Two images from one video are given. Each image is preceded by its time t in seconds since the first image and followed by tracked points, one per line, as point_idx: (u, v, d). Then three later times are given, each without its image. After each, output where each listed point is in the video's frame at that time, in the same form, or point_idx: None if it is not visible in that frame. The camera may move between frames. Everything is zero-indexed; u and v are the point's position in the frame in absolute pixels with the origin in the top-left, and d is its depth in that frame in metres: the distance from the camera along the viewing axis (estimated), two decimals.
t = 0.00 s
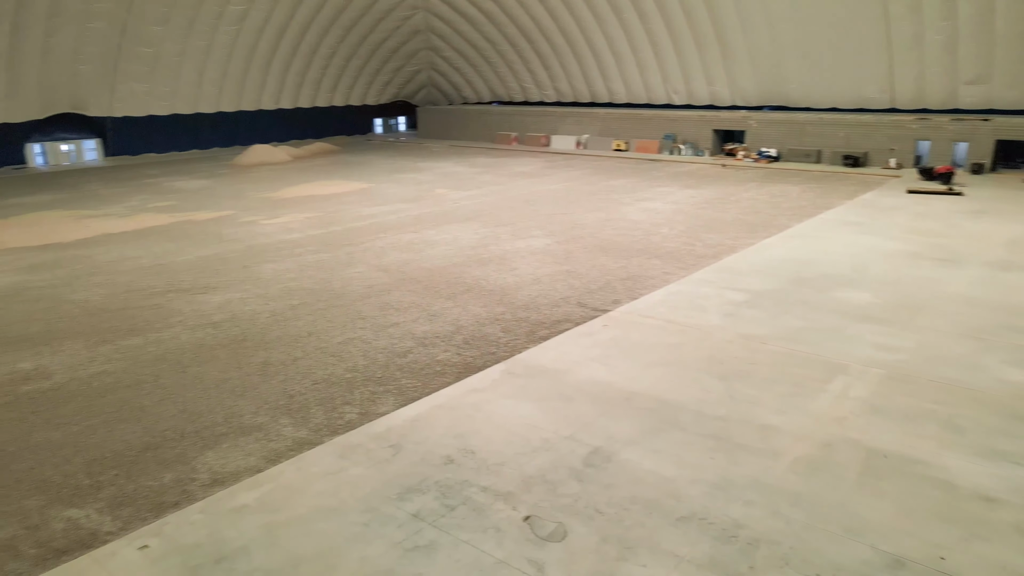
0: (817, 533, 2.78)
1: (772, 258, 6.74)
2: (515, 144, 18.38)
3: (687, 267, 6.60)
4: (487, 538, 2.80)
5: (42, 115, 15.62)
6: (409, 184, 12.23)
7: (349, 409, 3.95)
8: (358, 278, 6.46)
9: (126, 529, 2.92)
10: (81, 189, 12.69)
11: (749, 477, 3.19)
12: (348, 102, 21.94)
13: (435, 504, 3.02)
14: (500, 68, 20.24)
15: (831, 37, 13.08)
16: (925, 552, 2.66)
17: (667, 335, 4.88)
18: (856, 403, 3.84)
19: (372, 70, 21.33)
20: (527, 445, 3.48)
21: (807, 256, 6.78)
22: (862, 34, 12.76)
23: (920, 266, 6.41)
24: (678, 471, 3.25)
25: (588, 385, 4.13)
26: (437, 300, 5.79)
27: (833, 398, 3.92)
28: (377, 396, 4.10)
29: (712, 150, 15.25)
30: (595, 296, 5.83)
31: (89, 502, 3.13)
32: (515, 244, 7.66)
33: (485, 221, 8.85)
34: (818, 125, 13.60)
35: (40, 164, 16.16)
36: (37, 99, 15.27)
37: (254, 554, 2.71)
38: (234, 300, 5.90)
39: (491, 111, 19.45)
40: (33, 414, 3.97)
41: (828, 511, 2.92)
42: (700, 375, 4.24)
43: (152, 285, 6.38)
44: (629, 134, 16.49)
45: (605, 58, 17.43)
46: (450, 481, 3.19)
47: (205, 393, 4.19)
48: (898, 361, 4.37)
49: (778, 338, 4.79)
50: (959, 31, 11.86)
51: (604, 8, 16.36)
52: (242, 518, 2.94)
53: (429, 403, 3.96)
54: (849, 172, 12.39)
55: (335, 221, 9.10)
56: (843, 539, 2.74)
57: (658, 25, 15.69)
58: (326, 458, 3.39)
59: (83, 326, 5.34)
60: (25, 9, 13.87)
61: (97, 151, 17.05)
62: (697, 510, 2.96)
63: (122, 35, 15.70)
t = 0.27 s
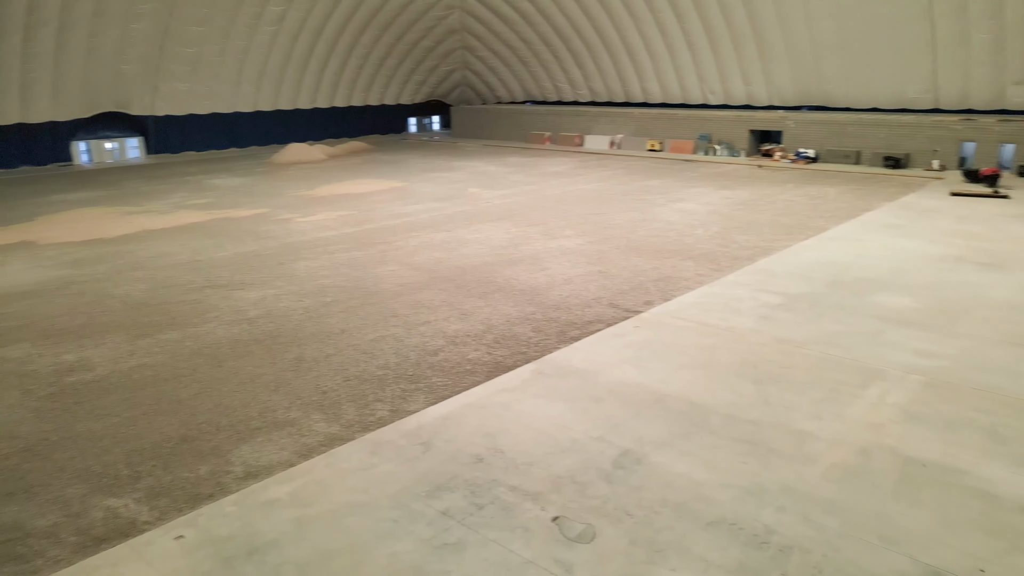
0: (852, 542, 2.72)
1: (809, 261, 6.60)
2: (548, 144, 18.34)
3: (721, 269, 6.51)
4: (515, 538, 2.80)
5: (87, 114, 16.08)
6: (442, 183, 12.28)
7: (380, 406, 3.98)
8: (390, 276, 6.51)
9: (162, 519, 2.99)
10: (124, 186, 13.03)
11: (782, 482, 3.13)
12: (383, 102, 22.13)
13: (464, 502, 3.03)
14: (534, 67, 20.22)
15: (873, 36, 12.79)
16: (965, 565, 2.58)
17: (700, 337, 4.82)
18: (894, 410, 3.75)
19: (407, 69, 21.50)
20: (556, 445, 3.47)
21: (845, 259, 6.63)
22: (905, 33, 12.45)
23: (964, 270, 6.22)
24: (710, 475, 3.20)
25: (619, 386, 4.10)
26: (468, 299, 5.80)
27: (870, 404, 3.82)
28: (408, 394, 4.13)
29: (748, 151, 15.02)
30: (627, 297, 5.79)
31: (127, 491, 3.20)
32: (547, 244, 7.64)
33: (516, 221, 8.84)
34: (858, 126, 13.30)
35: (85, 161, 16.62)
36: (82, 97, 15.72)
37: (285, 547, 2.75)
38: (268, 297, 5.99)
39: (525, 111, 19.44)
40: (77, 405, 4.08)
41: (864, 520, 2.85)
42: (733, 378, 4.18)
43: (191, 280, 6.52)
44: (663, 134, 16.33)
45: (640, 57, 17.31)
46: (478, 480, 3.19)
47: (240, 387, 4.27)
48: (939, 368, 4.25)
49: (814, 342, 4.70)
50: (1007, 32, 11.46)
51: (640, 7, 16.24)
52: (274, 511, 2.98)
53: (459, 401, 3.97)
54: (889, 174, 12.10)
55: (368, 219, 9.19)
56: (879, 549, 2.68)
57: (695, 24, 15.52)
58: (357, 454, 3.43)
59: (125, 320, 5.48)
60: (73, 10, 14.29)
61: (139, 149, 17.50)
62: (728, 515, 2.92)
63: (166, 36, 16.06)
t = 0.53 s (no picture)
0: (888, 552, 2.66)
1: (847, 264, 6.47)
2: (581, 144, 18.28)
3: (756, 271, 6.41)
4: (543, 538, 2.79)
5: (131, 113, 16.49)
6: (475, 182, 12.32)
7: (411, 404, 4.01)
8: (423, 274, 6.55)
9: (197, 510, 3.05)
10: (165, 183, 13.34)
11: (816, 489, 3.07)
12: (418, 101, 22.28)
13: (492, 501, 3.03)
14: (568, 67, 20.17)
15: (917, 34, 12.47)
16: None
17: (733, 340, 4.75)
18: (934, 418, 3.65)
19: (442, 69, 21.61)
20: (586, 446, 3.46)
21: (885, 263, 6.47)
22: (950, 31, 12.11)
23: (1010, 276, 6.02)
24: (742, 480, 3.16)
25: (650, 388, 4.07)
26: (500, 298, 5.81)
27: (910, 411, 3.73)
28: (439, 392, 4.15)
29: (785, 151, 14.78)
30: (660, 298, 5.73)
31: (164, 482, 3.28)
32: (580, 244, 7.61)
33: (549, 221, 8.83)
34: (899, 127, 12.99)
35: (128, 160, 17.04)
36: (126, 96, 16.12)
37: (316, 541, 2.78)
38: (303, 293, 6.07)
39: (559, 110, 19.39)
40: (117, 397, 4.19)
41: (901, 529, 2.78)
42: (767, 382, 4.11)
43: (228, 277, 6.64)
44: (699, 134, 16.15)
45: (676, 56, 17.14)
46: (507, 480, 3.19)
47: (274, 382, 4.33)
48: (982, 376, 4.12)
49: (851, 347, 4.59)
50: None
51: (677, 5, 16.09)
52: (306, 505, 3.02)
53: (489, 400, 3.98)
54: (931, 176, 11.79)
55: (402, 218, 9.26)
56: (916, 560, 2.61)
57: (732, 23, 15.32)
58: (387, 451, 3.45)
59: (163, 315, 5.60)
60: (118, 11, 14.67)
61: (180, 147, 17.88)
62: (761, 520, 2.87)
63: (207, 36, 16.40)
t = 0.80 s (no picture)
0: (926, 563, 2.59)
1: (887, 268, 6.31)
2: (615, 144, 18.18)
3: (791, 274, 6.30)
4: (571, 539, 2.78)
5: (172, 112, 16.88)
6: (508, 182, 12.33)
7: (441, 402, 4.03)
8: (454, 273, 6.58)
9: (231, 502, 3.11)
10: (204, 181, 13.63)
11: (852, 497, 3.00)
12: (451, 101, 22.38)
13: (521, 501, 3.03)
14: (603, 66, 20.07)
15: (962, 32, 12.13)
16: None
17: (767, 344, 4.67)
18: (975, 426, 3.54)
19: (476, 68, 21.68)
20: (616, 447, 3.44)
21: (926, 267, 6.31)
22: (997, 29, 11.74)
23: None
24: (775, 485, 3.10)
25: (682, 391, 4.02)
26: (531, 298, 5.80)
27: (950, 419, 3.62)
28: (469, 391, 4.16)
29: (823, 152, 14.51)
30: (692, 300, 5.67)
31: (200, 474, 3.34)
32: (612, 244, 7.57)
33: (581, 221, 8.80)
34: (942, 127, 12.64)
35: (168, 157, 17.48)
36: (168, 95, 16.50)
37: (346, 537, 2.81)
38: (337, 290, 6.14)
39: (592, 110, 19.30)
40: (154, 390, 4.29)
41: (940, 540, 2.71)
42: (802, 387, 4.04)
43: (264, 273, 6.75)
44: (734, 134, 15.94)
45: (712, 55, 16.94)
46: (536, 480, 3.18)
47: (307, 378, 4.39)
48: None
49: (890, 353, 4.49)
50: None
51: (713, 4, 15.90)
52: (337, 501, 3.05)
53: (520, 400, 3.97)
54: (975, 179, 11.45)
55: (435, 217, 9.31)
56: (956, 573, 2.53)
57: (770, 22, 15.09)
58: (417, 448, 3.47)
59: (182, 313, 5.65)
60: (161, 13, 15.02)
61: (218, 145, 18.21)
62: (793, 527, 2.82)
63: (246, 37, 16.69)
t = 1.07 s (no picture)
0: None
1: (928, 272, 6.15)
2: (648, 144, 18.03)
3: (828, 277, 6.18)
4: (599, 540, 2.76)
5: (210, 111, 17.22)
6: (541, 181, 12.31)
7: (471, 401, 4.03)
8: (485, 272, 6.58)
9: (263, 495, 3.16)
10: (240, 178, 13.86)
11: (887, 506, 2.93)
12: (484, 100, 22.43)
13: (550, 501, 3.02)
14: (637, 66, 19.92)
15: (1009, 30, 11.76)
16: None
17: (801, 348, 4.58)
18: (1018, 436, 3.43)
19: (509, 68, 21.70)
20: (645, 450, 3.40)
21: (969, 272, 6.13)
22: None
23: None
24: (807, 491, 3.05)
25: (714, 394, 3.97)
26: (562, 298, 5.78)
27: (992, 428, 3.51)
28: (498, 390, 4.16)
29: (862, 153, 14.19)
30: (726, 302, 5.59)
31: (233, 467, 3.40)
32: (645, 245, 7.50)
33: (613, 221, 8.74)
34: (987, 128, 12.28)
35: (207, 155, 17.84)
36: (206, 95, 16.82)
37: (374, 532, 2.83)
38: (369, 288, 6.20)
39: (626, 109, 19.16)
40: (190, 383, 4.38)
41: (980, 552, 2.63)
42: (837, 392, 3.95)
43: (296, 271, 6.84)
44: (770, 135, 15.69)
45: (748, 54, 16.70)
46: (565, 480, 3.17)
47: (338, 375, 4.44)
48: None
49: (929, 359, 4.37)
50: None
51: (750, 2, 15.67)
52: (366, 496, 3.08)
53: (549, 400, 3.96)
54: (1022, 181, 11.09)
55: (466, 216, 9.33)
56: None
57: (809, 20, 14.82)
58: (446, 446, 3.48)
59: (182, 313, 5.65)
60: (201, 13, 15.32)
61: (255, 144, 18.48)
62: (826, 535, 2.76)
63: (283, 37, 16.94)
